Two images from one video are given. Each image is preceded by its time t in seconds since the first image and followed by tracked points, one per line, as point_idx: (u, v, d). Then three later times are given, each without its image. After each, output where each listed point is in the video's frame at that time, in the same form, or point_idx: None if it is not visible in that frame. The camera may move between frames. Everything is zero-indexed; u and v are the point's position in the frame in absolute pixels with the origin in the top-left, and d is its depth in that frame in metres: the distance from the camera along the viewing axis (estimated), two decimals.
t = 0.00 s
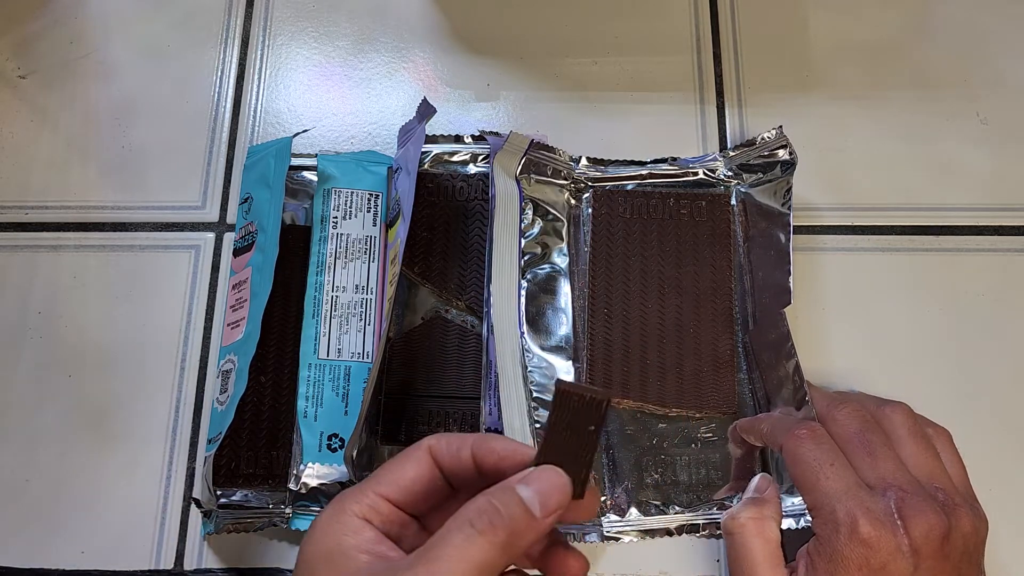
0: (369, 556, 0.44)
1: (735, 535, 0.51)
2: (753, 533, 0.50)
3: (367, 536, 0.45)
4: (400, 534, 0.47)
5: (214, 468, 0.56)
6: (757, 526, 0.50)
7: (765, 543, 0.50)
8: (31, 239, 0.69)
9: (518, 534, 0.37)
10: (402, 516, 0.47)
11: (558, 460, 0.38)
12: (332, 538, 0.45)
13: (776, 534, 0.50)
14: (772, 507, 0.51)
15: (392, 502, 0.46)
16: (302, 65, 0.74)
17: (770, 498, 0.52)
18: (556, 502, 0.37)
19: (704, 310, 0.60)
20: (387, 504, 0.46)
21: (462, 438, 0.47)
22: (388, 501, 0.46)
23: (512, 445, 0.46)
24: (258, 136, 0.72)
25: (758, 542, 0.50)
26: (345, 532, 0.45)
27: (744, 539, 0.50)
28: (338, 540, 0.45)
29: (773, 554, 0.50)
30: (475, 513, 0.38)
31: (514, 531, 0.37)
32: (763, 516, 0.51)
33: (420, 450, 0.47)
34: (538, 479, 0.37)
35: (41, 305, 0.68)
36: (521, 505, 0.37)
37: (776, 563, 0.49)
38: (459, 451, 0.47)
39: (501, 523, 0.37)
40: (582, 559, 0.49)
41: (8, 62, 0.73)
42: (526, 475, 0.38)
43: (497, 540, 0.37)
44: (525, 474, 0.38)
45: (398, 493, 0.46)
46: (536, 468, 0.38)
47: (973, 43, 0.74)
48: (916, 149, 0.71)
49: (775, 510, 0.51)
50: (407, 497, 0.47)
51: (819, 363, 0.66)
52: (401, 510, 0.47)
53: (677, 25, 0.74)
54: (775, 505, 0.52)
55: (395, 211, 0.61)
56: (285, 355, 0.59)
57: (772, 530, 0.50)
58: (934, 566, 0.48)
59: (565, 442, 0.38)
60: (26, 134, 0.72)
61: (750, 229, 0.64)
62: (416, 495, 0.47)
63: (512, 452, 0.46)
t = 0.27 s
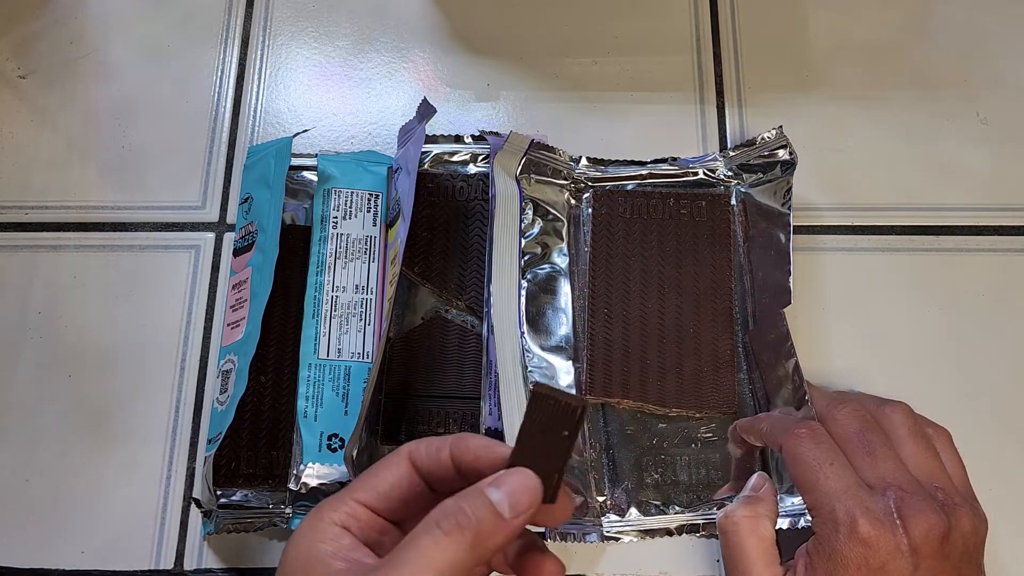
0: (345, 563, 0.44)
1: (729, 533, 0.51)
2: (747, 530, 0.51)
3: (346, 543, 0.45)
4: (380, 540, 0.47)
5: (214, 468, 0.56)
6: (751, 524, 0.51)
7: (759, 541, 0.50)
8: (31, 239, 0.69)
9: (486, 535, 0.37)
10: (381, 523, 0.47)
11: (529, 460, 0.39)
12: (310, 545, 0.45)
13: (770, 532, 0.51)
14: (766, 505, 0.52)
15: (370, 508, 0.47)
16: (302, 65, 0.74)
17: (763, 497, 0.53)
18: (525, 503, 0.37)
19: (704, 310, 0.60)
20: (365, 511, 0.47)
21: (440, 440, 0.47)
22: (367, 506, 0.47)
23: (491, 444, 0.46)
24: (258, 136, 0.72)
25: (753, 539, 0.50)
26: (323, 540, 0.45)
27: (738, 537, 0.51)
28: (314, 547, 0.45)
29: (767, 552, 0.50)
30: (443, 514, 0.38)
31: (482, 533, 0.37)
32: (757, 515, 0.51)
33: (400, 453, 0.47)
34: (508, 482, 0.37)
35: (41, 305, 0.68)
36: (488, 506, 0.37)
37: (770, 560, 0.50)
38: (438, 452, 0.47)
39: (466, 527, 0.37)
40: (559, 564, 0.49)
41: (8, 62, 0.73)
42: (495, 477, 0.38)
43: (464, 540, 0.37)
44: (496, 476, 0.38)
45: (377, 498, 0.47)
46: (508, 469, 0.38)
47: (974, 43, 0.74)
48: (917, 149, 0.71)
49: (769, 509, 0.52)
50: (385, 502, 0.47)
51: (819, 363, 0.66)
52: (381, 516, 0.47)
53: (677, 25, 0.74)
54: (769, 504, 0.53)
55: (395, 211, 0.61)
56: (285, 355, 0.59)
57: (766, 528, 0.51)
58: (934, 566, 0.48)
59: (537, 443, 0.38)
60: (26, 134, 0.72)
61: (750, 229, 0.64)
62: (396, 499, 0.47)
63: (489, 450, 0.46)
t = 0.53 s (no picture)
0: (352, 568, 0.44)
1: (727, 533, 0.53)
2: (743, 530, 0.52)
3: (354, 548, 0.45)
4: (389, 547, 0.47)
5: (214, 468, 0.56)
6: (747, 524, 0.52)
7: (756, 540, 0.52)
8: (31, 239, 0.69)
9: (495, 544, 0.37)
10: (391, 529, 0.47)
11: (539, 470, 0.38)
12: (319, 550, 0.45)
13: (767, 532, 0.52)
14: (762, 504, 0.53)
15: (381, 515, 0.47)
16: (302, 65, 0.74)
17: (761, 495, 0.54)
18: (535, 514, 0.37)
19: (704, 310, 0.60)
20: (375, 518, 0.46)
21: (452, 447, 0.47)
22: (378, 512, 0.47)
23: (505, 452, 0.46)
24: (258, 136, 0.72)
25: (749, 539, 0.52)
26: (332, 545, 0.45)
27: (735, 537, 0.52)
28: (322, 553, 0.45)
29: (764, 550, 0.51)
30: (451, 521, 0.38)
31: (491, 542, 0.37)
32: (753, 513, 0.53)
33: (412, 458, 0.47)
34: (519, 491, 0.37)
35: (41, 305, 0.68)
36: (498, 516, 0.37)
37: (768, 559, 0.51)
38: (450, 457, 0.47)
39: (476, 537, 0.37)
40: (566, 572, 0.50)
41: (8, 62, 0.73)
42: (507, 486, 0.38)
43: (471, 548, 0.37)
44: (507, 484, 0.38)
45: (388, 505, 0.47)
46: (520, 479, 0.38)
47: (974, 43, 0.74)
48: (916, 149, 0.71)
49: (766, 508, 0.53)
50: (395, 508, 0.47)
51: (820, 363, 0.66)
52: (390, 522, 0.47)
53: (677, 25, 0.74)
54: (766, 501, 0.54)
55: (395, 211, 0.61)
56: (285, 355, 0.59)
57: (762, 527, 0.52)
58: (934, 566, 0.48)
59: (547, 452, 0.38)
60: (26, 134, 0.72)
61: (750, 229, 0.64)
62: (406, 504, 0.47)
63: (500, 458, 0.46)
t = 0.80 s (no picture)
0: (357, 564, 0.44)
1: (726, 532, 0.54)
2: (741, 529, 0.54)
3: (353, 540, 0.45)
4: (383, 528, 0.47)
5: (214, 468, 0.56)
6: (744, 523, 0.54)
7: (753, 539, 0.53)
8: (31, 239, 0.69)
9: (514, 542, 0.38)
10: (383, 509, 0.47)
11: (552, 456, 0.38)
12: (314, 541, 0.45)
13: (764, 531, 0.53)
14: (759, 504, 0.55)
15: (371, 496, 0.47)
16: (302, 65, 0.74)
17: (759, 495, 0.56)
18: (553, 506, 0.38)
19: (704, 310, 0.60)
20: (366, 501, 0.47)
21: (443, 423, 0.46)
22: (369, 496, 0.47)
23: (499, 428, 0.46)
24: (258, 136, 0.72)
25: (746, 538, 0.53)
26: (327, 537, 0.45)
27: (732, 536, 0.54)
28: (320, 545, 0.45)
29: (761, 549, 0.53)
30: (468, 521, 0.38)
31: (510, 540, 0.38)
32: (751, 513, 0.54)
33: (399, 435, 0.46)
34: (533, 483, 0.37)
35: (41, 305, 0.68)
36: (513, 510, 0.37)
37: (764, 557, 0.52)
38: (442, 434, 0.46)
39: (495, 537, 0.37)
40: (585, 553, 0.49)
41: (8, 62, 0.73)
42: (518, 478, 0.38)
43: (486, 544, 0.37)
44: (519, 476, 0.38)
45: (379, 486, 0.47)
46: (532, 467, 0.38)
47: (973, 43, 0.74)
48: (916, 149, 0.71)
49: (763, 508, 0.55)
50: (386, 491, 0.47)
51: (820, 362, 0.66)
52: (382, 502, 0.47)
53: (677, 25, 0.74)
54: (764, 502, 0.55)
55: (395, 211, 0.61)
56: (285, 355, 0.59)
57: (759, 527, 0.54)
58: (935, 566, 0.48)
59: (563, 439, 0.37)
60: (26, 134, 0.72)
61: (750, 229, 0.64)
62: (398, 484, 0.47)
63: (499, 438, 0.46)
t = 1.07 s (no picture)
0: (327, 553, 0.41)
1: (724, 532, 0.55)
2: (739, 528, 0.54)
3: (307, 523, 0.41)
4: (323, 502, 0.44)
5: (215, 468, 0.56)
6: (741, 522, 0.54)
7: (752, 539, 0.53)
8: (31, 239, 0.69)
9: (514, 517, 0.38)
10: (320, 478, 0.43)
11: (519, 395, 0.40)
12: (256, 532, 0.41)
13: (762, 530, 0.54)
14: (757, 502, 0.55)
15: (308, 472, 0.42)
16: (302, 65, 0.74)
17: (757, 494, 0.56)
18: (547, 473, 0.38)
19: (704, 310, 0.60)
20: (302, 477, 0.42)
21: (386, 379, 0.42)
22: (305, 472, 0.42)
23: (446, 372, 0.41)
24: (258, 136, 0.72)
25: (744, 537, 0.53)
26: (272, 526, 0.41)
27: (731, 536, 0.54)
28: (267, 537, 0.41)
29: (760, 548, 0.53)
30: (471, 503, 0.37)
31: (512, 515, 0.37)
32: (749, 512, 0.54)
33: (332, 398, 0.42)
34: (530, 452, 0.37)
35: (41, 305, 0.68)
36: (514, 483, 0.37)
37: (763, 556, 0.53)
38: (383, 392, 0.42)
39: (498, 514, 0.37)
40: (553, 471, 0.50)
41: (8, 62, 0.73)
42: (514, 447, 0.38)
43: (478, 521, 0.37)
44: (512, 444, 0.38)
45: (317, 460, 0.42)
46: (521, 436, 0.38)
47: (974, 43, 0.74)
48: (916, 149, 0.71)
49: (761, 506, 0.55)
50: (322, 458, 0.42)
51: (820, 363, 0.66)
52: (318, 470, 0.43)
53: (677, 25, 0.74)
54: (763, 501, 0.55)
55: (395, 211, 0.61)
56: (286, 355, 0.59)
57: (757, 526, 0.54)
58: (934, 566, 0.48)
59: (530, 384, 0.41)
60: (26, 134, 0.72)
61: (750, 229, 0.64)
62: (338, 453, 0.43)
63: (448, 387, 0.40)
